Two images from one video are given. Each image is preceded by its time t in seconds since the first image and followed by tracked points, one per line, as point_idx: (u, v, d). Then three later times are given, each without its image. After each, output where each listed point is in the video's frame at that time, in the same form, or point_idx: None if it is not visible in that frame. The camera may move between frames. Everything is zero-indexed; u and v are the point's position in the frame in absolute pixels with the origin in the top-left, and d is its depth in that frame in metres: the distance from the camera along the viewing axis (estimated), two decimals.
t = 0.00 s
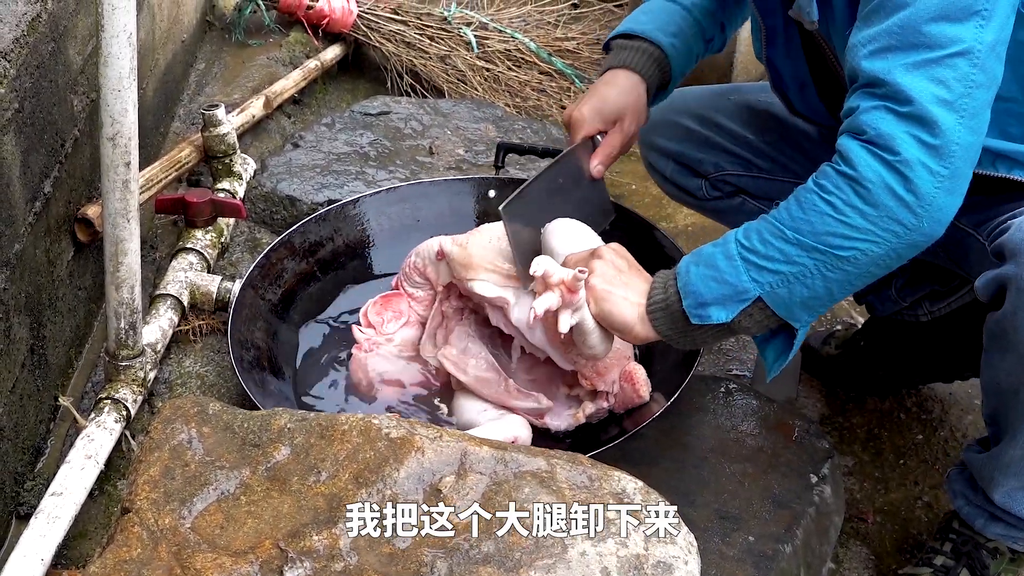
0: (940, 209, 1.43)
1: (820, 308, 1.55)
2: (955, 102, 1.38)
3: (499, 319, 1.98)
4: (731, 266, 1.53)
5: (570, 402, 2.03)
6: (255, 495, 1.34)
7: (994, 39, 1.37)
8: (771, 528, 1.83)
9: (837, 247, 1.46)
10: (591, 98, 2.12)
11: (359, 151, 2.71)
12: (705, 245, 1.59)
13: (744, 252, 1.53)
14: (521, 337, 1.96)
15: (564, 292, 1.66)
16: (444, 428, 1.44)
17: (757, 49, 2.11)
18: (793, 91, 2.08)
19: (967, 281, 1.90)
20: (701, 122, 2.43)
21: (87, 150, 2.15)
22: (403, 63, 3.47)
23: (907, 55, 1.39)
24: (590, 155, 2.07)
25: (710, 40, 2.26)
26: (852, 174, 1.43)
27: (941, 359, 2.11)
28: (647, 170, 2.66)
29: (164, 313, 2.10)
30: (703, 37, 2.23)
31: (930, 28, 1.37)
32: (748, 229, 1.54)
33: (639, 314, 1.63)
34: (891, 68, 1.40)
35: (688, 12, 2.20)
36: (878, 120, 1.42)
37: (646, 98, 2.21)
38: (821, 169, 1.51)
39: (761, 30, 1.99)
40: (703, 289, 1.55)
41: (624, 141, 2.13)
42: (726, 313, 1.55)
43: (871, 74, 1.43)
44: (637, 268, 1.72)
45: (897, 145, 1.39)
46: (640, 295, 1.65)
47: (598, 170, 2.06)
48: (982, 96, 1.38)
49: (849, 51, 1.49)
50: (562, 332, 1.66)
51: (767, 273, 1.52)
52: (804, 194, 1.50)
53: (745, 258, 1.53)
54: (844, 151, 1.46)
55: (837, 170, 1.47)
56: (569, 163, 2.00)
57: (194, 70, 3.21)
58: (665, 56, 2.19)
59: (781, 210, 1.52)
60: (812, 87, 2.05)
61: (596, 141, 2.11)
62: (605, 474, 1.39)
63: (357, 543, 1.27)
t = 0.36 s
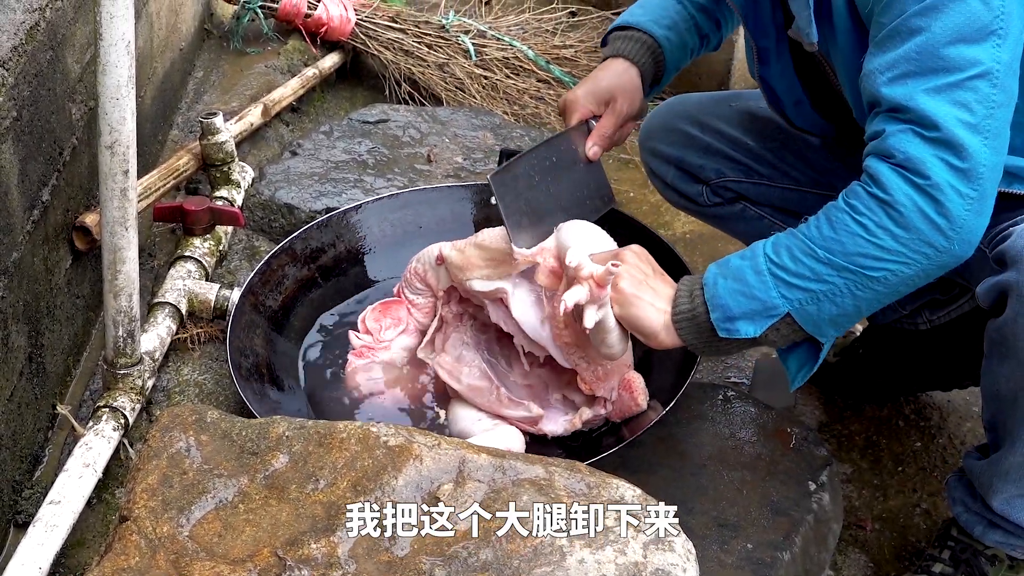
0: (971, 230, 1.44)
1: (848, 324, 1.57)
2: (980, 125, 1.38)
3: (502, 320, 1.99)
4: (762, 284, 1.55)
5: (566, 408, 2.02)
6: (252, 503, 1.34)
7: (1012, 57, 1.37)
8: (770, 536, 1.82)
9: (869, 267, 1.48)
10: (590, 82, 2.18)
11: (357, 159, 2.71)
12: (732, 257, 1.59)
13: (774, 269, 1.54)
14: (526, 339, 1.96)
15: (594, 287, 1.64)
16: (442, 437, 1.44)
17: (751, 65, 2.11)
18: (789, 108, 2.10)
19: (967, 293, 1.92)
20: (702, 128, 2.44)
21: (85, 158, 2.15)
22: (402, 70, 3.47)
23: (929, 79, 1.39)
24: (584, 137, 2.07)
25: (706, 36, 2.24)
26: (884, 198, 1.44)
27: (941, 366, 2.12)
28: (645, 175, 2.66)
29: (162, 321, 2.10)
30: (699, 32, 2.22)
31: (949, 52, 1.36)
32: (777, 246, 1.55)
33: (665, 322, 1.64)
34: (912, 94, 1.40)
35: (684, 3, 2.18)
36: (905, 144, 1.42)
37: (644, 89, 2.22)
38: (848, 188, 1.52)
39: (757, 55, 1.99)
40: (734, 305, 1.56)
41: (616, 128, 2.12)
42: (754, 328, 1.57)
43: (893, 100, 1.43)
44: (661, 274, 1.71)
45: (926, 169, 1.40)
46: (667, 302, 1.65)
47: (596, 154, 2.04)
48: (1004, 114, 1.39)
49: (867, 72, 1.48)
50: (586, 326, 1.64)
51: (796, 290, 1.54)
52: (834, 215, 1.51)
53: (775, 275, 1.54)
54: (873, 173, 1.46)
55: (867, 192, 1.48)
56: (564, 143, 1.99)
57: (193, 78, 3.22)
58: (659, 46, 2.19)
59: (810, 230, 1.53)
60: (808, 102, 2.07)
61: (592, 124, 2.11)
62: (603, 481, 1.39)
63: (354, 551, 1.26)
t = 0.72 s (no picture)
0: (974, 244, 1.45)
1: (849, 335, 1.58)
2: (983, 142, 1.38)
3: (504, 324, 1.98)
4: (765, 296, 1.55)
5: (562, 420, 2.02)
6: (252, 512, 1.34)
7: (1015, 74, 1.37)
8: (770, 543, 1.82)
9: (872, 281, 1.48)
10: (586, 110, 2.13)
11: (357, 167, 2.71)
12: (733, 270, 1.59)
13: (777, 283, 1.54)
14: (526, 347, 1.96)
15: (589, 293, 1.66)
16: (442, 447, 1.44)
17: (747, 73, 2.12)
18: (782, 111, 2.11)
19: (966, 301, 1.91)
20: (700, 137, 2.44)
21: (84, 166, 2.15)
22: (402, 78, 3.47)
23: (932, 95, 1.38)
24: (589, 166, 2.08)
25: (686, 43, 2.26)
26: (888, 214, 1.44)
27: (945, 372, 2.12)
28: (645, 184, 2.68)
29: (162, 329, 2.10)
30: (681, 37, 2.24)
31: (953, 68, 1.36)
32: (780, 259, 1.54)
33: (665, 334, 1.63)
34: (916, 110, 1.39)
35: (667, 16, 2.19)
36: (908, 160, 1.41)
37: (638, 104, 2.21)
38: (850, 202, 1.52)
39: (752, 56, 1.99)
40: (736, 317, 1.56)
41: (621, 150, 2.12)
42: (757, 341, 1.57)
43: (896, 115, 1.42)
44: (661, 285, 1.71)
45: (930, 185, 1.40)
46: (667, 314, 1.65)
47: (600, 180, 2.06)
48: (1007, 132, 1.39)
49: (869, 85, 1.47)
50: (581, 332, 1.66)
51: (799, 304, 1.54)
52: (837, 230, 1.50)
53: (779, 288, 1.54)
54: (876, 188, 1.46)
55: (870, 206, 1.47)
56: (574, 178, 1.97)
57: (193, 86, 3.22)
58: (650, 63, 2.19)
59: (814, 243, 1.52)
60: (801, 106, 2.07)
61: (596, 151, 2.11)
62: (603, 490, 1.39)
63: (354, 560, 1.26)
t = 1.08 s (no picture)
0: (999, 228, 1.44)
1: (877, 325, 1.58)
2: (1005, 123, 1.37)
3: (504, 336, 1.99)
4: (789, 288, 1.56)
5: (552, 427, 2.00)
6: (250, 519, 1.34)
7: None
8: (769, 550, 1.82)
9: (897, 269, 1.48)
10: (590, 124, 2.14)
11: (356, 174, 2.71)
12: (758, 264, 1.61)
13: (801, 273, 1.55)
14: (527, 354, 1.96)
15: (617, 297, 1.68)
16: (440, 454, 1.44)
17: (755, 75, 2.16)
18: (789, 116, 2.17)
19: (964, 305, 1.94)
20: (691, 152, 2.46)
21: (83, 174, 2.15)
22: (401, 85, 3.48)
23: (949, 79, 1.38)
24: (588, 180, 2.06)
25: (705, 66, 2.28)
26: (909, 200, 1.44)
27: (950, 375, 2.16)
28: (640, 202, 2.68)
29: (161, 336, 2.10)
30: (699, 61, 2.25)
31: (968, 51, 1.36)
32: (803, 251, 1.56)
33: (693, 330, 1.66)
34: (933, 95, 1.40)
35: (682, 37, 2.21)
36: (928, 145, 1.42)
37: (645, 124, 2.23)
38: (872, 192, 1.53)
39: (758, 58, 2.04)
40: (762, 311, 1.58)
41: (622, 168, 2.13)
42: (783, 334, 1.58)
43: (914, 101, 1.43)
44: (684, 284, 1.75)
45: (949, 168, 1.40)
46: (693, 310, 1.68)
47: (599, 197, 2.04)
48: None
49: (885, 73, 1.48)
50: (614, 338, 1.70)
51: (825, 294, 1.55)
52: (860, 219, 1.51)
53: (803, 279, 1.55)
54: (896, 175, 1.47)
55: (891, 193, 1.48)
56: (567, 188, 1.98)
57: (192, 94, 3.22)
58: (661, 82, 2.21)
59: (837, 234, 1.54)
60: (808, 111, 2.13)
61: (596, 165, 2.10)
62: (603, 497, 1.39)
63: (353, 567, 1.26)
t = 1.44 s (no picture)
0: (1016, 235, 1.43)
1: (893, 332, 1.58)
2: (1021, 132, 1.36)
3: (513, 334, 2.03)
4: (807, 299, 1.55)
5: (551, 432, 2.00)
6: (250, 524, 1.34)
7: None
8: (768, 555, 1.82)
9: (915, 277, 1.48)
10: (579, 136, 2.10)
11: (354, 179, 2.71)
12: (774, 274, 1.60)
13: (818, 283, 1.54)
14: (536, 351, 2.01)
15: (632, 308, 1.71)
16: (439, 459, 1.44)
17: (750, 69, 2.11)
18: (781, 114, 2.13)
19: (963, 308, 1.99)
20: (690, 156, 2.45)
21: (82, 179, 2.15)
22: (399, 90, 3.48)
23: (966, 88, 1.37)
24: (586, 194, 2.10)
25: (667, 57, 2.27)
26: (927, 210, 1.43)
27: (950, 379, 2.16)
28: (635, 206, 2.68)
29: (159, 342, 2.10)
30: (664, 55, 2.25)
31: (983, 61, 1.34)
32: (819, 260, 1.55)
33: (708, 341, 1.65)
34: (949, 105, 1.38)
35: (650, 35, 2.19)
36: (945, 155, 1.40)
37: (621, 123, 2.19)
38: (887, 200, 1.51)
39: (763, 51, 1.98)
40: (781, 323, 1.57)
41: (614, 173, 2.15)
42: (803, 344, 1.58)
43: (929, 111, 1.41)
44: (700, 293, 1.73)
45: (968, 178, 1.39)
46: (709, 321, 1.67)
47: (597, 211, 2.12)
48: None
49: (899, 81, 1.47)
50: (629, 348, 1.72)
51: (843, 304, 1.54)
52: (876, 227, 1.50)
53: (820, 289, 1.54)
54: (913, 184, 1.46)
55: (908, 202, 1.47)
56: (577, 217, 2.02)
57: (190, 99, 3.23)
58: (637, 83, 2.18)
59: (853, 243, 1.52)
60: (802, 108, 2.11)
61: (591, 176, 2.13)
62: (602, 502, 1.39)
63: (352, 572, 1.26)
